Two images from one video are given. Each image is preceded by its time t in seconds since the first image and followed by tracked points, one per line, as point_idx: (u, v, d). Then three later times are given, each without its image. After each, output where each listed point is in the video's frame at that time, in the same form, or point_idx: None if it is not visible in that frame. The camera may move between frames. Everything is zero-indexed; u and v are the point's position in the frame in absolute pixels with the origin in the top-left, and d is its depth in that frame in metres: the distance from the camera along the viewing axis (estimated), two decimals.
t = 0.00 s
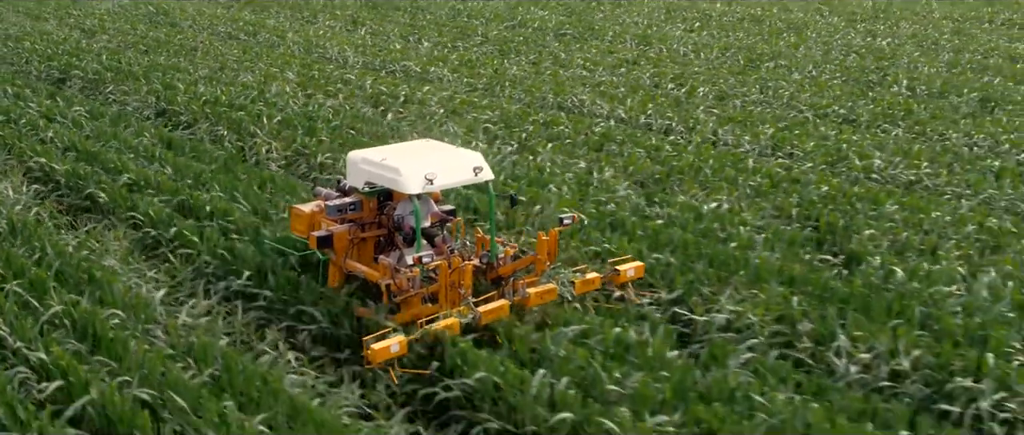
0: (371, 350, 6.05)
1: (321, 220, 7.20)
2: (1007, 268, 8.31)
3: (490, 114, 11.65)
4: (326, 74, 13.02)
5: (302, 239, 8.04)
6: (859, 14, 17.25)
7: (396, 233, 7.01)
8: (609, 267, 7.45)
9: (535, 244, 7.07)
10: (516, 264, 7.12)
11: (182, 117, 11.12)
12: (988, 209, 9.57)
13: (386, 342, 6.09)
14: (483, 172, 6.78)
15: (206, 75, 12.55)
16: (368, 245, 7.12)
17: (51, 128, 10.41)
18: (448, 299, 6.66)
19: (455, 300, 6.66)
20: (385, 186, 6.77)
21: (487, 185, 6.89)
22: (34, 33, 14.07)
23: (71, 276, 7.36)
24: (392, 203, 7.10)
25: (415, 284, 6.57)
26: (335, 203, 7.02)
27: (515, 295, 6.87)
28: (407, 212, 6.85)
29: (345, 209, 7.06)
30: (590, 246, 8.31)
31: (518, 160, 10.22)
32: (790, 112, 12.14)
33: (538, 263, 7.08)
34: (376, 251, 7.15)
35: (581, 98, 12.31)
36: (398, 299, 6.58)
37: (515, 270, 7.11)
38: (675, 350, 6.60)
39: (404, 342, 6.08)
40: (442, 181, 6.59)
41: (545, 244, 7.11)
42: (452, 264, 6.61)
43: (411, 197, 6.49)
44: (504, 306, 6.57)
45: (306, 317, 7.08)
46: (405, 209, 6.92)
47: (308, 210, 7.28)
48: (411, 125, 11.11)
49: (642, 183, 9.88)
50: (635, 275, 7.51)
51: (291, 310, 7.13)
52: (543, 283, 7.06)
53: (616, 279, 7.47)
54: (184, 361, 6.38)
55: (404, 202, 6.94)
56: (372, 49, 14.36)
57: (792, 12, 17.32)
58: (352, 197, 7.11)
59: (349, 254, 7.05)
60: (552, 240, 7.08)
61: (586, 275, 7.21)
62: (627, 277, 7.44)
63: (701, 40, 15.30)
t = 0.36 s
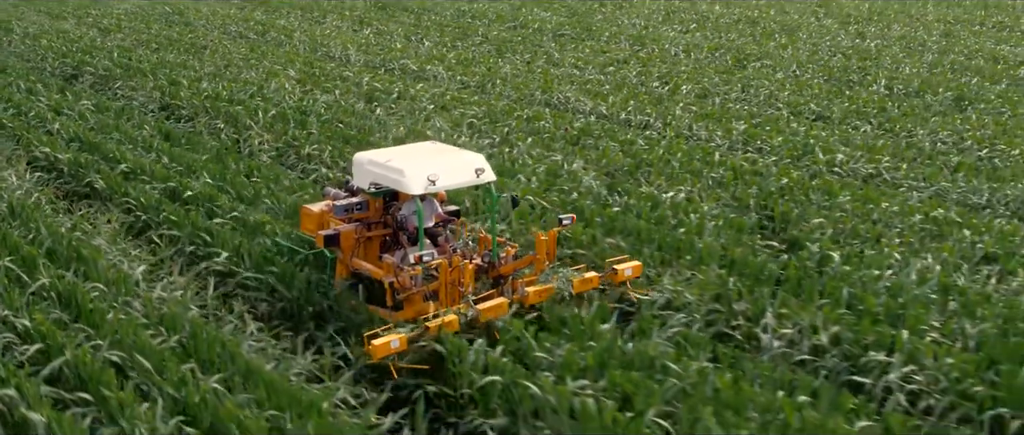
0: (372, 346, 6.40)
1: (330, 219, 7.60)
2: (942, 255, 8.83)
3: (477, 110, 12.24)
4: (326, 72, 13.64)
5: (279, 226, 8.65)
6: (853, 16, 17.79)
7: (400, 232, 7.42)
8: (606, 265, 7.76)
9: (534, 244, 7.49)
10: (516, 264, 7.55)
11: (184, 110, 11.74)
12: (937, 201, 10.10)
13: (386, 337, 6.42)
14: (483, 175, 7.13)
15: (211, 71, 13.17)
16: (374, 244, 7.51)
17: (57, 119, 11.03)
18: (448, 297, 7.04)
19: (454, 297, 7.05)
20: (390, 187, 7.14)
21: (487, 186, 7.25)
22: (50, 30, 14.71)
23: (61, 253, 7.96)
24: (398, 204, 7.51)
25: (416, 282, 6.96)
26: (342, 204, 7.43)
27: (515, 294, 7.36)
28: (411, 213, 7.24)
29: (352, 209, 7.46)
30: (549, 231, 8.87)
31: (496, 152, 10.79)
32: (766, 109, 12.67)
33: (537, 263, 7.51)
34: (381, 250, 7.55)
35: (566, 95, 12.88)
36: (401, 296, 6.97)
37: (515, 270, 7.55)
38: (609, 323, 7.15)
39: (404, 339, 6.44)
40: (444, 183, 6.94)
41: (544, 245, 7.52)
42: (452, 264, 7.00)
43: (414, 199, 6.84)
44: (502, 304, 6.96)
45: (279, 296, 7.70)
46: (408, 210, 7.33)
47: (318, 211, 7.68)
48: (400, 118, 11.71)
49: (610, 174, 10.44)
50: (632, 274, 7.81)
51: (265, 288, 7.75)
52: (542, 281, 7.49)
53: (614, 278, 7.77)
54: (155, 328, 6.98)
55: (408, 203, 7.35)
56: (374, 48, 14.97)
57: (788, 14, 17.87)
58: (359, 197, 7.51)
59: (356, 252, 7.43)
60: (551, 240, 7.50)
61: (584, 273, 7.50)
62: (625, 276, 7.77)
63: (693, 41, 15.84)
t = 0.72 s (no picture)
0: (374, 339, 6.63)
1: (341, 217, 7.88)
2: (888, 242, 9.36)
3: (470, 105, 12.87)
4: (332, 69, 14.29)
5: (264, 210, 9.27)
6: (853, 18, 18.33)
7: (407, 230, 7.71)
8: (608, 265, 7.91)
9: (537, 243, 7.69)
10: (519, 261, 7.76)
11: (191, 102, 12.39)
12: (895, 192, 10.62)
13: (388, 332, 6.64)
14: (489, 175, 7.37)
15: (220, 67, 13.84)
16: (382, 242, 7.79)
17: (69, 110, 11.69)
18: (451, 294, 7.27)
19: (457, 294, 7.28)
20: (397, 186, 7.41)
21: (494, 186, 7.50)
22: (72, 28, 15.43)
23: (59, 233, 8.59)
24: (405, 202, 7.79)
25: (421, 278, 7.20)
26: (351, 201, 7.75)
27: (516, 291, 7.54)
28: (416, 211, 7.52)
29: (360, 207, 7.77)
30: (518, 216, 9.46)
31: (480, 143, 11.40)
32: (748, 106, 13.23)
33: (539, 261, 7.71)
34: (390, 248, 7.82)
35: (558, 93, 13.48)
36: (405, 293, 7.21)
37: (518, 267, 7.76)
38: (555, 295, 7.73)
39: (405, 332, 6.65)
40: (449, 183, 7.20)
41: (546, 243, 7.74)
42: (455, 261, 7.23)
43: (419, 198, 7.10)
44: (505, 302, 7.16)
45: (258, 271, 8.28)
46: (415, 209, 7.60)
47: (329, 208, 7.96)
48: (394, 113, 12.34)
49: (588, 165, 11.02)
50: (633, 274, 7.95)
51: (245, 264, 8.35)
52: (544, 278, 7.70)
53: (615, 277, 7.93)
54: (136, 299, 7.60)
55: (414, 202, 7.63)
56: (381, 46, 15.64)
57: (788, 16, 18.42)
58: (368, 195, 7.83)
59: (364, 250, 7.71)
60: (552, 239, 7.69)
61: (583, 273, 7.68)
62: (625, 277, 7.91)
63: (690, 42, 16.41)
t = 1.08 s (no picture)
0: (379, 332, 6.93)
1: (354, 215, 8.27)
2: (844, 228, 9.90)
3: (468, 100, 13.52)
4: (342, 65, 14.98)
5: (257, 194, 9.94)
6: (856, 20, 18.90)
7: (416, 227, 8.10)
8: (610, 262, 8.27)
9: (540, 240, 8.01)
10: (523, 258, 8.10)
11: (202, 95, 13.10)
12: (860, 184, 11.17)
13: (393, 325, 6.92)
14: (494, 174, 7.76)
15: (235, 63, 14.55)
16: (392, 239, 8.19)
17: (87, 103, 12.41)
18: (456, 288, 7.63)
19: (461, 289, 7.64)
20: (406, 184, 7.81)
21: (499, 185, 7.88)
22: (97, 26, 16.20)
23: (63, 211, 9.28)
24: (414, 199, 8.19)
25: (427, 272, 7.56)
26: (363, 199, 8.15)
27: (520, 287, 7.87)
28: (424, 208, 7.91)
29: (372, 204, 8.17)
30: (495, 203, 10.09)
31: (471, 136, 12.04)
32: (735, 103, 13.81)
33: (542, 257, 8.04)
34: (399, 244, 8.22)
35: (554, 89, 14.11)
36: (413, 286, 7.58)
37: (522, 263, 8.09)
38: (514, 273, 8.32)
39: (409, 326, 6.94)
40: (454, 182, 7.60)
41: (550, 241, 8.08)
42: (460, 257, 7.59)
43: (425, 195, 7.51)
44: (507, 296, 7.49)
45: (246, 249, 8.92)
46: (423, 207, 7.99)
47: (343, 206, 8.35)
48: (394, 106, 13.01)
49: (571, 156, 11.64)
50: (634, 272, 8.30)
51: (231, 242, 9.03)
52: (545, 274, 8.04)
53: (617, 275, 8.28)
54: (127, 270, 8.29)
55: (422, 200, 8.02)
56: (392, 44, 16.33)
57: (792, 18, 19.00)
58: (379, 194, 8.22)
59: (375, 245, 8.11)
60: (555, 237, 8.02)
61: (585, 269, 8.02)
62: (627, 273, 8.26)
63: (690, 42, 17.00)
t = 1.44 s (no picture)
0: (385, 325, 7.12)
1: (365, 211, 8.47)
2: (805, 216, 10.49)
3: (469, 95, 14.19)
4: (354, 62, 15.69)
5: (254, 180, 10.64)
6: (861, 23, 19.44)
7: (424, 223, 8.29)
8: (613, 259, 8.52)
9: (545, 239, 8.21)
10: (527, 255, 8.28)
11: (216, 89, 13.83)
12: (832, 176, 11.73)
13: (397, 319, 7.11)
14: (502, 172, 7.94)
15: (251, 59, 15.29)
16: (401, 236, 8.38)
17: (106, 95, 13.16)
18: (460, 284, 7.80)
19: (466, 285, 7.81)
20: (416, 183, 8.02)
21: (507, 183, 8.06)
22: (124, 24, 16.99)
23: (71, 193, 10.02)
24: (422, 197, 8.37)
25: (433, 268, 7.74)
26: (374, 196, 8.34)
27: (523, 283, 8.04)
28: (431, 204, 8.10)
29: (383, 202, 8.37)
30: (479, 191, 10.75)
31: (467, 129, 12.71)
32: (727, 100, 14.40)
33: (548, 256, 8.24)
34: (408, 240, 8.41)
35: (554, 86, 14.75)
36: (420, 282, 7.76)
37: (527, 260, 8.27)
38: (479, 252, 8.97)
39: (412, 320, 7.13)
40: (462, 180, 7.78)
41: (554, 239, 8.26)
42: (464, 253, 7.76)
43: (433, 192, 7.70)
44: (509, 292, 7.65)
45: (236, 229, 9.65)
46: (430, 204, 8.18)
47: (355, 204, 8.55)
48: (397, 101, 13.70)
49: (558, 149, 12.28)
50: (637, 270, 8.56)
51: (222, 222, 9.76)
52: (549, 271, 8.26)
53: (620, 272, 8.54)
54: (124, 245, 9.02)
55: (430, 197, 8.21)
56: (406, 43, 17.04)
57: (799, 19, 19.56)
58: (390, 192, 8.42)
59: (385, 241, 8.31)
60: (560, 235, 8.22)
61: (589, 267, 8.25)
62: (630, 270, 8.52)
63: (694, 43, 17.60)
